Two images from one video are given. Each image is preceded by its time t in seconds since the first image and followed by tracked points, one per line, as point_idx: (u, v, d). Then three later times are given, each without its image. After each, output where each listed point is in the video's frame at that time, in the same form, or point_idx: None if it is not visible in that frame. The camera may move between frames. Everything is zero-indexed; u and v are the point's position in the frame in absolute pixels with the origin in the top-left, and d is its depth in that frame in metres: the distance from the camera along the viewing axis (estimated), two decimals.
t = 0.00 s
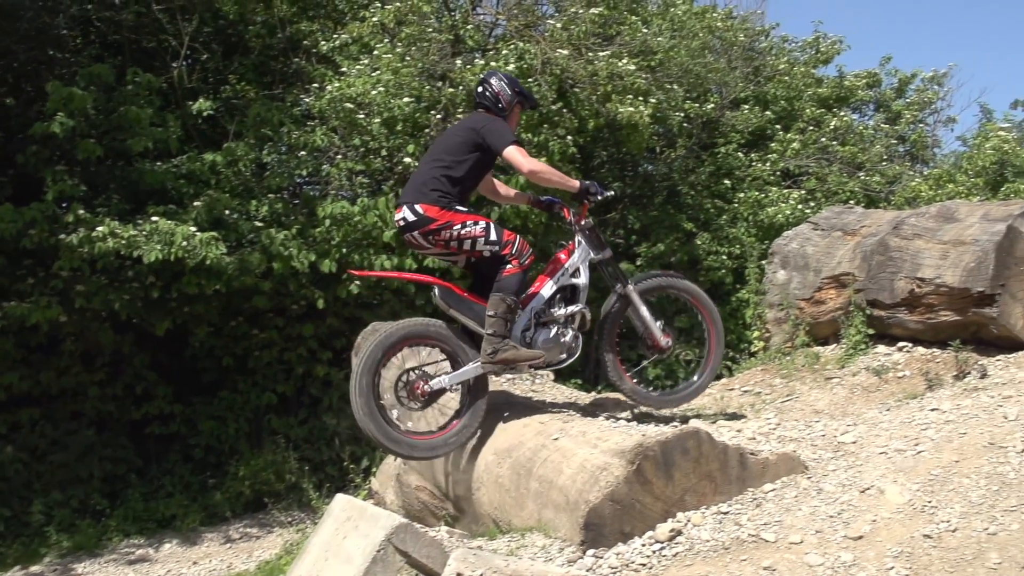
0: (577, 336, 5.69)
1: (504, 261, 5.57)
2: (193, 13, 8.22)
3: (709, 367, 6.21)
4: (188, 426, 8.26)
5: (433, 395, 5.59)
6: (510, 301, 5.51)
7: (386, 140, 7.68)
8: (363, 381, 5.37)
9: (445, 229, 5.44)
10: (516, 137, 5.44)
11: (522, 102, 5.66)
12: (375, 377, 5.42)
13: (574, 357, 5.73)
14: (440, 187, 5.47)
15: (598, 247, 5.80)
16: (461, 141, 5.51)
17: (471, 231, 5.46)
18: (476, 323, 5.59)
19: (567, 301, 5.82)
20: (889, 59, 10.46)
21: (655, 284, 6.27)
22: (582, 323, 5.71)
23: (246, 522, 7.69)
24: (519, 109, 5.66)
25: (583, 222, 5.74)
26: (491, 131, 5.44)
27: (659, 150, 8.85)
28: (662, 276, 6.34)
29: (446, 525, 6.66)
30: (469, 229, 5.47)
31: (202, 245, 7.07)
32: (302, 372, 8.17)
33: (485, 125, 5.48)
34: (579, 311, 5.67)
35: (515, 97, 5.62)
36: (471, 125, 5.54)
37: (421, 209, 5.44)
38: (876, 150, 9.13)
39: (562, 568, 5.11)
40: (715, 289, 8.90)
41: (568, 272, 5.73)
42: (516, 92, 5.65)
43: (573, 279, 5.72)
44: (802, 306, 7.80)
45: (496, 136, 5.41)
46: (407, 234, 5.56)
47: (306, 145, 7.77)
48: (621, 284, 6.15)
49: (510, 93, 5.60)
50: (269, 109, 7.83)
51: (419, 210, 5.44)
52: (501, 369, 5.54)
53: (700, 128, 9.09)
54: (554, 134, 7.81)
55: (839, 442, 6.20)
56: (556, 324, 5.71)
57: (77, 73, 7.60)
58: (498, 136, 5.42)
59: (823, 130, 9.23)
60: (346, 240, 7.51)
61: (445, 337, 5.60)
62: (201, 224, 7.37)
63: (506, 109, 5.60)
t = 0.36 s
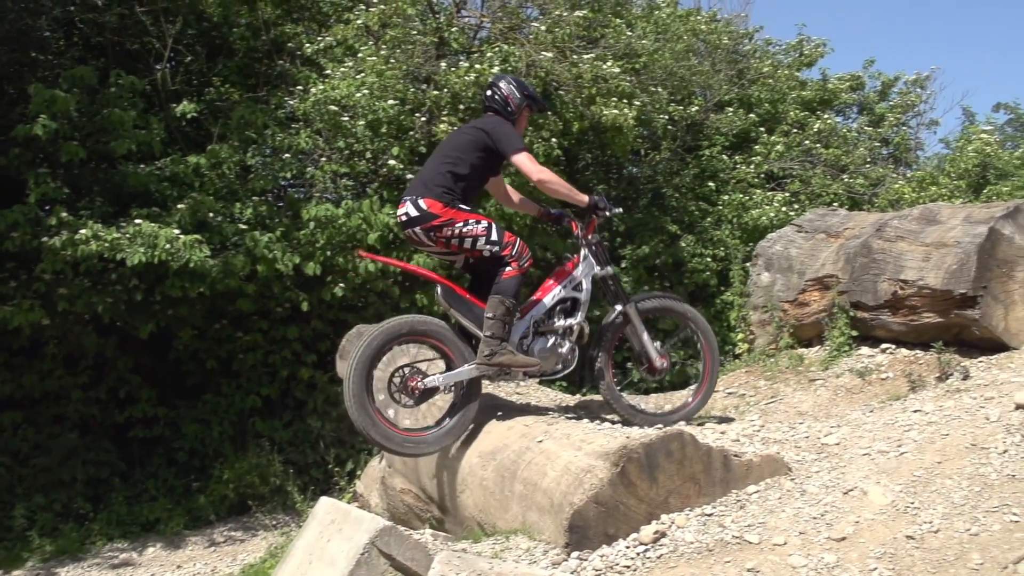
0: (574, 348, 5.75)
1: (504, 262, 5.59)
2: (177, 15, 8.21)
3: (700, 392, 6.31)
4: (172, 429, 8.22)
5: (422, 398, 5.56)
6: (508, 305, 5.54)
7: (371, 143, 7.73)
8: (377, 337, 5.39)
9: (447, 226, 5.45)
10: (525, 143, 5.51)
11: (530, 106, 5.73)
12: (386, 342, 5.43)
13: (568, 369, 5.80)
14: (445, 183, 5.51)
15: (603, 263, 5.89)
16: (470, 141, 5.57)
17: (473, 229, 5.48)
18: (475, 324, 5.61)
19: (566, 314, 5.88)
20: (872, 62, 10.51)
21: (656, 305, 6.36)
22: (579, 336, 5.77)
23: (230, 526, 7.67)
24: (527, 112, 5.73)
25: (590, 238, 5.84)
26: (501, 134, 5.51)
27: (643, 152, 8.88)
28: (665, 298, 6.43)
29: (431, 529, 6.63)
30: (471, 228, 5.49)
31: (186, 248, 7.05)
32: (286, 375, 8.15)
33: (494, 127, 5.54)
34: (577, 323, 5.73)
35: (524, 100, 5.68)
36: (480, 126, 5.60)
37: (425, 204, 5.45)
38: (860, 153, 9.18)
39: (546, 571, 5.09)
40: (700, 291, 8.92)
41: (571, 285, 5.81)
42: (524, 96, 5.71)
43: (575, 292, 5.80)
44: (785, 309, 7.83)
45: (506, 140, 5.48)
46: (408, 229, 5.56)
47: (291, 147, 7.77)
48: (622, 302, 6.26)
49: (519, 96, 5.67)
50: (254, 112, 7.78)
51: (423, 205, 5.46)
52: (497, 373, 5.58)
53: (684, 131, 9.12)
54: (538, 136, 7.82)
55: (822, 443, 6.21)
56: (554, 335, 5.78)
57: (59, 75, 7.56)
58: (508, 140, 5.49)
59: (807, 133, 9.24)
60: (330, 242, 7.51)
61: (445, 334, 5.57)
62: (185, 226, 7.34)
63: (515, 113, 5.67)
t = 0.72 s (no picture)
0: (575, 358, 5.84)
1: (504, 268, 5.66)
2: (162, 16, 8.18)
3: (694, 393, 6.45)
4: (157, 431, 8.19)
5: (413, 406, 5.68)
6: (508, 313, 5.62)
7: (357, 144, 7.73)
8: (409, 329, 5.58)
9: (451, 225, 5.53)
10: (533, 150, 5.58)
11: (540, 112, 5.81)
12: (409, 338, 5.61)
13: (569, 380, 5.90)
14: (452, 184, 5.60)
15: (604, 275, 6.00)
16: (480, 145, 5.66)
17: (476, 232, 5.56)
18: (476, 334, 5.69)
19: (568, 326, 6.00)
20: (857, 63, 10.54)
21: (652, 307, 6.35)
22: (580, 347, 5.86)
23: (216, 528, 7.65)
24: (537, 119, 5.81)
25: (591, 249, 5.95)
26: (510, 139, 5.59)
27: (629, 154, 8.95)
28: (659, 297, 6.43)
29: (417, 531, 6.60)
30: (474, 230, 5.57)
31: (171, 250, 7.02)
32: (272, 377, 8.12)
33: (504, 132, 5.63)
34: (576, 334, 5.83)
35: (535, 106, 5.76)
36: (491, 131, 5.68)
37: (430, 202, 5.54)
38: (845, 154, 9.21)
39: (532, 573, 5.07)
40: (687, 292, 8.94)
41: (572, 296, 5.92)
42: (535, 102, 5.79)
43: (576, 303, 5.91)
44: (771, 310, 7.85)
45: (515, 146, 5.56)
46: (413, 225, 5.66)
47: (277, 149, 7.76)
48: (621, 305, 6.23)
49: (530, 102, 5.75)
50: (239, 113, 7.81)
51: (428, 202, 5.55)
52: (497, 381, 5.66)
53: (670, 133, 9.15)
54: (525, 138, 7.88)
55: (808, 444, 6.23)
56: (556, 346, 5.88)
57: (43, 76, 7.52)
58: (516, 146, 5.57)
59: (793, 135, 9.29)
60: (316, 244, 7.51)
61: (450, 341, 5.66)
62: (170, 228, 7.31)
63: (526, 118, 5.75)
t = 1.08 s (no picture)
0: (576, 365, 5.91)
1: (504, 279, 5.74)
2: (148, 18, 8.17)
3: (693, 393, 6.55)
4: (144, 434, 8.16)
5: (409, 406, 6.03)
6: (510, 324, 5.69)
7: (344, 146, 7.78)
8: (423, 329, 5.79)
9: (456, 230, 5.61)
10: (541, 160, 5.64)
11: (550, 121, 5.86)
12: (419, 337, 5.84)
13: (570, 388, 5.94)
14: (460, 188, 5.69)
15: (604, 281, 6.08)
16: (489, 151, 5.74)
17: (480, 239, 5.64)
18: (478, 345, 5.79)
19: (568, 332, 6.07)
20: (843, 65, 10.57)
21: (649, 308, 6.43)
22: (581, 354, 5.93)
23: (203, 531, 7.63)
24: (547, 127, 5.86)
25: (591, 256, 6.02)
26: (518, 148, 5.66)
27: (617, 156, 8.92)
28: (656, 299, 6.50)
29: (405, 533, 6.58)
30: (478, 237, 5.65)
31: (157, 252, 6.99)
32: (260, 379, 8.09)
33: (514, 141, 5.70)
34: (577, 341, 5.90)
35: (545, 115, 5.82)
36: (501, 137, 5.76)
37: (437, 205, 5.62)
38: (832, 156, 9.25)
39: None
40: (674, 294, 8.96)
41: (572, 303, 5.99)
42: (546, 111, 5.84)
43: (576, 310, 5.98)
44: (758, 311, 7.87)
45: (523, 155, 5.63)
46: (418, 227, 5.73)
47: (263, 151, 7.74)
48: (620, 308, 6.30)
49: (540, 110, 5.80)
50: (226, 115, 7.82)
51: (435, 205, 5.63)
52: (498, 391, 5.72)
53: (657, 134, 9.17)
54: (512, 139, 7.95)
55: (794, 445, 6.25)
56: (556, 354, 5.95)
57: (29, 78, 7.48)
58: (524, 155, 5.64)
59: (779, 136, 9.32)
60: (303, 246, 7.51)
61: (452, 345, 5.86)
62: (157, 230, 7.28)
63: (535, 126, 5.81)
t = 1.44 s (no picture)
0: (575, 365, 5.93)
1: (510, 283, 5.77)
2: (135, 18, 8.15)
3: (691, 394, 6.59)
4: (131, 436, 8.13)
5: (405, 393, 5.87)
6: (513, 325, 5.72)
7: (332, 147, 7.75)
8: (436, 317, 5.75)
9: (462, 238, 5.62)
10: (545, 167, 5.69)
11: (555, 129, 5.89)
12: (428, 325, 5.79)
13: (569, 387, 5.96)
14: (466, 197, 5.69)
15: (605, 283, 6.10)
16: (495, 159, 5.76)
17: (486, 246, 5.65)
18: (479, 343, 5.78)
19: (569, 332, 6.07)
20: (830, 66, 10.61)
21: (651, 311, 6.49)
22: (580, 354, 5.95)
23: (191, 534, 7.62)
24: (552, 135, 5.89)
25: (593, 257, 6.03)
26: (523, 155, 5.69)
27: (605, 157, 8.93)
28: (657, 302, 6.59)
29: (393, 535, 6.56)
30: (484, 245, 5.66)
31: (144, 253, 6.97)
32: (247, 381, 8.06)
33: (520, 148, 5.73)
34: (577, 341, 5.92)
35: (551, 123, 5.85)
36: (507, 145, 5.79)
37: (442, 214, 5.62)
38: (819, 156, 9.28)
39: None
40: (662, 295, 8.97)
41: (573, 303, 6.00)
42: (551, 119, 5.87)
43: (576, 311, 5.99)
44: (745, 312, 7.88)
45: (528, 162, 5.66)
46: (424, 235, 5.72)
47: (251, 152, 7.72)
48: (620, 309, 6.40)
49: (545, 118, 5.82)
50: (213, 116, 7.84)
51: (441, 214, 5.62)
52: (497, 389, 5.74)
53: (645, 135, 9.19)
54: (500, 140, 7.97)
55: (781, 445, 6.25)
56: (556, 353, 5.97)
57: (14, 79, 7.45)
58: (529, 161, 5.67)
59: (766, 137, 9.34)
60: (291, 248, 7.51)
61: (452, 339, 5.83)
62: (143, 232, 7.26)
63: (541, 134, 5.82)
